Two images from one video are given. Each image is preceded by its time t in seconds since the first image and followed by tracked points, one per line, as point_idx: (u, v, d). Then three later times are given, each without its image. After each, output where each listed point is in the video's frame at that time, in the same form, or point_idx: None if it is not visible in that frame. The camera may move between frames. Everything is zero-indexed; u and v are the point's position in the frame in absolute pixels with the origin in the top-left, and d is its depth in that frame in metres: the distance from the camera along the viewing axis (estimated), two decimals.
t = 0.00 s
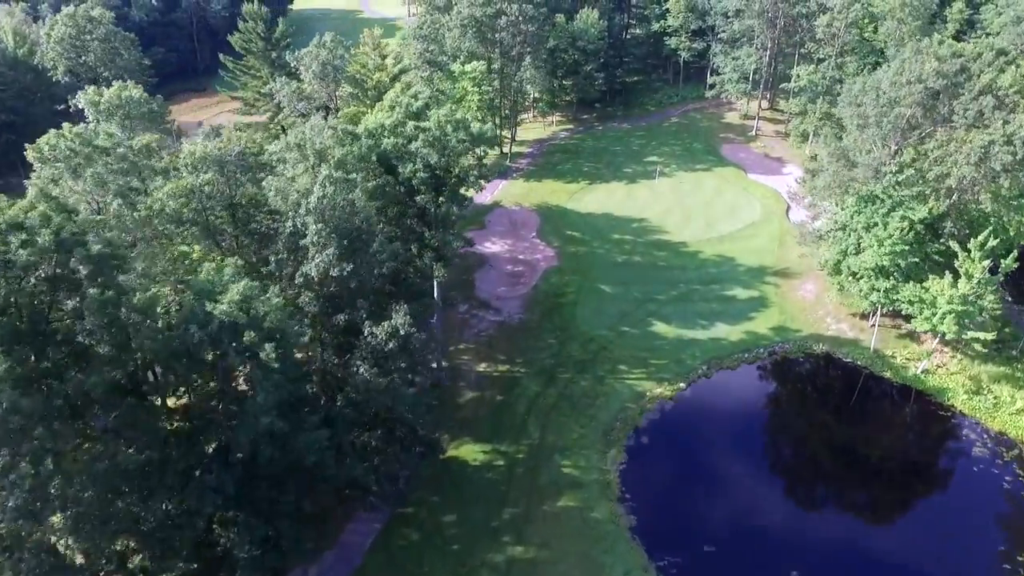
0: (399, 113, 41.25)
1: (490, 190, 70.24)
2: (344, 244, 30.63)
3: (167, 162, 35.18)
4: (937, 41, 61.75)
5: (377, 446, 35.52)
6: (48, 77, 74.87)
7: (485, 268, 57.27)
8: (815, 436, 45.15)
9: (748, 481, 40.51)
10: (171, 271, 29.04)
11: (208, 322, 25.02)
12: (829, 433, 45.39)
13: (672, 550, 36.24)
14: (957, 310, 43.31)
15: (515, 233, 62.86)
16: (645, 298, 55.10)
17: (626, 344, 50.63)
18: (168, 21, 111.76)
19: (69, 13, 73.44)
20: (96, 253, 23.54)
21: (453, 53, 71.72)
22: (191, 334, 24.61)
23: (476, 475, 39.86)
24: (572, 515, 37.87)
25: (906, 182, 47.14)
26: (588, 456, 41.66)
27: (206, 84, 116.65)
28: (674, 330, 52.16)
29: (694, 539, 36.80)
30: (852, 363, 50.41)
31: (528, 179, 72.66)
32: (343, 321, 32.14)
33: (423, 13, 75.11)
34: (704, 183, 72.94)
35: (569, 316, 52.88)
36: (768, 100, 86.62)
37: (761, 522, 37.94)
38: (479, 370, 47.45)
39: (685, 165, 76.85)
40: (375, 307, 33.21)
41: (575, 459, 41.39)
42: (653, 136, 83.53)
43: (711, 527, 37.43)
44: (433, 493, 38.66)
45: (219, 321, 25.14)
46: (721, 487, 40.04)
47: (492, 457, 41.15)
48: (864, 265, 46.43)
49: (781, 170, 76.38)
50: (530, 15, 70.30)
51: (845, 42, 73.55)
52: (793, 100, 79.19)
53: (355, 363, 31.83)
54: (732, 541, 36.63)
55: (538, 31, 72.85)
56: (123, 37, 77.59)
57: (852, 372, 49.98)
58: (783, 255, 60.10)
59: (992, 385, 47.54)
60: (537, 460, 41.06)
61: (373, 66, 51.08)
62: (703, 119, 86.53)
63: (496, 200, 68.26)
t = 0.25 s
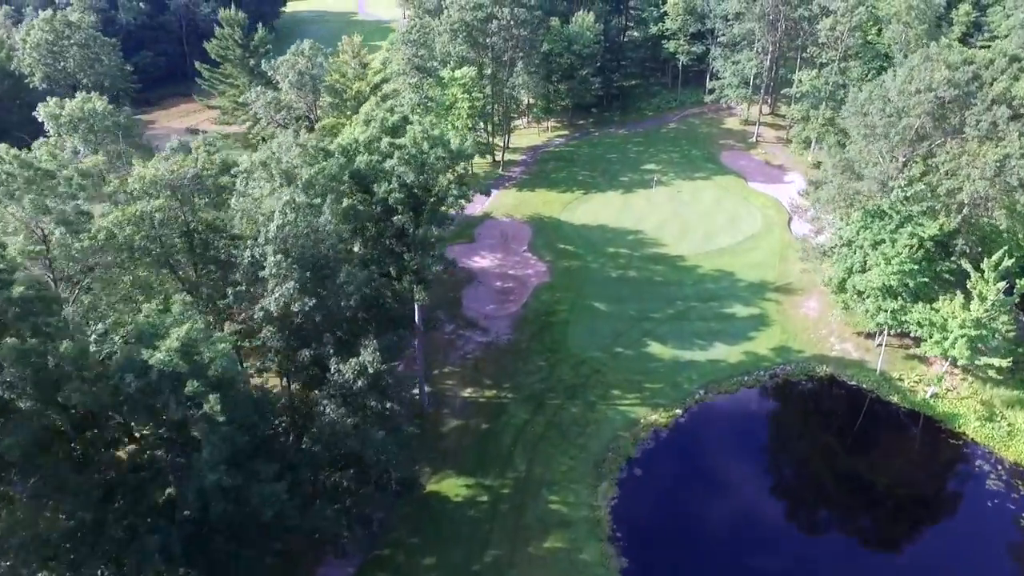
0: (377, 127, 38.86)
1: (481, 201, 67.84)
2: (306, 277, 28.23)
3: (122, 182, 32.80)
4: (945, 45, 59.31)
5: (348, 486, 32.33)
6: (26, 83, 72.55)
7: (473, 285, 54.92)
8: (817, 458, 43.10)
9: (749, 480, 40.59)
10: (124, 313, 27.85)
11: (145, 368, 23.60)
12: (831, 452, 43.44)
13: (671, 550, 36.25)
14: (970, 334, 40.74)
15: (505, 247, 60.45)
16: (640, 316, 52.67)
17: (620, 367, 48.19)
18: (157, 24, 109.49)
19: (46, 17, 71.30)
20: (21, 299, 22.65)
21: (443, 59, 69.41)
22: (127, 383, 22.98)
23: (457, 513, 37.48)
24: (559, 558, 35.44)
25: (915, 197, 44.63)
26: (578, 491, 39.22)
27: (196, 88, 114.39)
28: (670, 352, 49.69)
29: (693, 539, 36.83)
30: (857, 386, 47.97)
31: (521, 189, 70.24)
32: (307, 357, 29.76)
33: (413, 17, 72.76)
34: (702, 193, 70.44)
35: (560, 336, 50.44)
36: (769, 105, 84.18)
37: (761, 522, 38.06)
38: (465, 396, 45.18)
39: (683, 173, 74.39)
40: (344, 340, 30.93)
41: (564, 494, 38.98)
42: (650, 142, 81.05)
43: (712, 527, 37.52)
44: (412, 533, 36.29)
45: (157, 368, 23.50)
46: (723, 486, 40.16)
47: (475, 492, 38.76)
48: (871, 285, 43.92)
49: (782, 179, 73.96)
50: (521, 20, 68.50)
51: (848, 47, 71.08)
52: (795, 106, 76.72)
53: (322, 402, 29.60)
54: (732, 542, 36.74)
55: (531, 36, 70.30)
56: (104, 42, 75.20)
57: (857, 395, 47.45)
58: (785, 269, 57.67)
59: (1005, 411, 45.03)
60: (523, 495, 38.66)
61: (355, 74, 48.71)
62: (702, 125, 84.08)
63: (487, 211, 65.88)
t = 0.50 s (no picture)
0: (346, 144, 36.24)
1: (469, 213, 65.28)
2: (252, 318, 25.68)
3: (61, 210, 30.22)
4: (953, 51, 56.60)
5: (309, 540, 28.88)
6: None
7: (457, 304, 52.36)
8: (818, 487, 40.88)
9: (750, 481, 40.39)
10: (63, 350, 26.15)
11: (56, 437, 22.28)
12: (829, 477, 41.37)
13: (671, 550, 36.05)
14: (984, 363, 38.02)
15: (493, 263, 57.88)
16: (632, 338, 50.02)
17: (610, 394, 45.55)
18: (143, 28, 106.76)
19: (18, 21, 69.01)
20: None
21: (430, 65, 66.56)
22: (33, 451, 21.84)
23: (431, 559, 34.99)
24: None
25: (923, 215, 41.92)
26: (562, 534, 36.62)
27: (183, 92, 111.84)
28: (663, 377, 47.03)
29: (693, 538, 36.65)
30: (861, 414, 45.24)
31: (511, 200, 67.63)
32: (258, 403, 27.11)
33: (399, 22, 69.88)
34: (700, 204, 67.71)
35: (548, 361, 47.80)
36: (769, 111, 81.46)
37: (761, 522, 37.93)
38: (444, 427, 42.67)
39: (680, 182, 71.71)
40: (302, 383, 28.35)
41: (546, 537, 36.39)
42: (646, 150, 78.34)
43: (712, 527, 37.37)
44: None
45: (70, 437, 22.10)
46: (723, 485, 40.02)
47: (451, 536, 36.26)
48: (876, 309, 41.23)
49: (782, 189, 71.30)
50: (511, 23, 64.36)
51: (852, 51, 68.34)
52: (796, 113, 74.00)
53: (275, 452, 27.07)
54: (732, 542, 36.59)
55: (522, 41, 67.54)
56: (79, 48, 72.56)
57: (859, 423, 44.75)
58: (785, 286, 55.00)
59: (1019, 443, 42.30)
60: (503, 539, 36.12)
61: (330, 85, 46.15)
62: (701, 131, 81.35)
63: (475, 224, 63.33)
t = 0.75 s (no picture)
0: (314, 162, 33.92)
1: (457, 225, 63.01)
2: (196, 363, 23.56)
3: None
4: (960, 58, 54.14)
5: None
6: None
7: (441, 323, 50.14)
8: (819, 516, 39.12)
9: (749, 481, 40.29)
10: None
11: None
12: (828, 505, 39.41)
13: (670, 549, 36.11)
14: (998, 395, 35.53)
15: (480, 279, 55.57)
16: (624, 361, 47.68)
17: (599, 421, 43.23)
18: (129, 31, 104.14)
19: None
20: None
21: (417, 71, 64.05)
22: None
23: None
24: None
25: (931, 234, 39.46)
26: None
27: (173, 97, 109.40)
28: (655, 403, 44.68)
29: (692, 538, 36.73)
30: (864, 442, 42.84)
31: (501, 211, 65.32)
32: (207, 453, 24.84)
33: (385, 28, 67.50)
34: (696, 215, 65.36)
35: (535, 385, 45.49)
36: (769, 117, 79.03)
37: (761, 523, 37.98)
38: (423, 458, 40.54)
39: (676, 192, 69.33)
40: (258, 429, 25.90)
41: None
42: (642, 158, 75.95)
43: (711, 527, 37.46)
44: None
45: None
46: (722, 486, 39.86)
47: None
48: (881, 334, 38.87)
49: (782, 198, 68.94)
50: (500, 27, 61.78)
51: (854, 57, 65.97)
52: (796, 119, 71.62)
53: (225, 507, 25.05)
54: (731, 541, 36.69)
55: (512, 47, 65.16)
56: (55, 54, 70.09)
57: (861, 452, 42.34)
58: (784, 303, 52.64)
59: None
60: None
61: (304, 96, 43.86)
62: (698, 138, 78.98)
63: (462, 237, 61.06)
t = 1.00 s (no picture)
0: (276, 182, 31.64)
1: (443, 237, 60.73)
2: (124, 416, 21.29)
3: None
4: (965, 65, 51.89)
5: None
6: None
7: (422, 344, 47.87)
8: (818, 544, 36.68)
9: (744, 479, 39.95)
10: None
11: None
12: (827, 532, 37.30)
13: (674, 550, 35.90)
14: (1011, 430, 33.21)
15: (465, 295, 53.26)
16: (614, 384, 45.39)
17: (586, 451, 40.94)
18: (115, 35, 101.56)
19: None
20: None
21: (402, 78, 61.76)
22: None
23: None
24: None
25: (939, 255, 37.12)
26: None
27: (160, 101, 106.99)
28: (646, 430, 42.39)
29: (694, 538, 36.58)
30: (867, 473, 40.50)
31: (489, 222, 63.04)
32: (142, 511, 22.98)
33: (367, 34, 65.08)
34: (692, 227, 63.03)
35: (519, 412, 43.22)
36: (767, 123, 76.73)
37: (760, 522, 37.67)
38: (399, 492, 38.24)
39: (672, 202, 67.01)
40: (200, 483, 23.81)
41: None
42: (637, 165, 73.58)
43: (711, 526, 37.28)
44: None
45: None
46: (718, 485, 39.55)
47: None
48: (886, 362, 36.53)
49: (781, 209, 66.65)
50: (488, 29, 59.56)
51: (855, 62, 63.78)
52: (795, 126, 69.34)
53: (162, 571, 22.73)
54: (732, 540, 36.49)
55: (501, 52, 62.93)
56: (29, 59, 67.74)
57: (863, 483, 40.01)
58: (783, 322, 50.34)
59: None
60: None
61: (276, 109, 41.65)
62: (695, 145, 76.66)
63: (448, 250, 58.78)
